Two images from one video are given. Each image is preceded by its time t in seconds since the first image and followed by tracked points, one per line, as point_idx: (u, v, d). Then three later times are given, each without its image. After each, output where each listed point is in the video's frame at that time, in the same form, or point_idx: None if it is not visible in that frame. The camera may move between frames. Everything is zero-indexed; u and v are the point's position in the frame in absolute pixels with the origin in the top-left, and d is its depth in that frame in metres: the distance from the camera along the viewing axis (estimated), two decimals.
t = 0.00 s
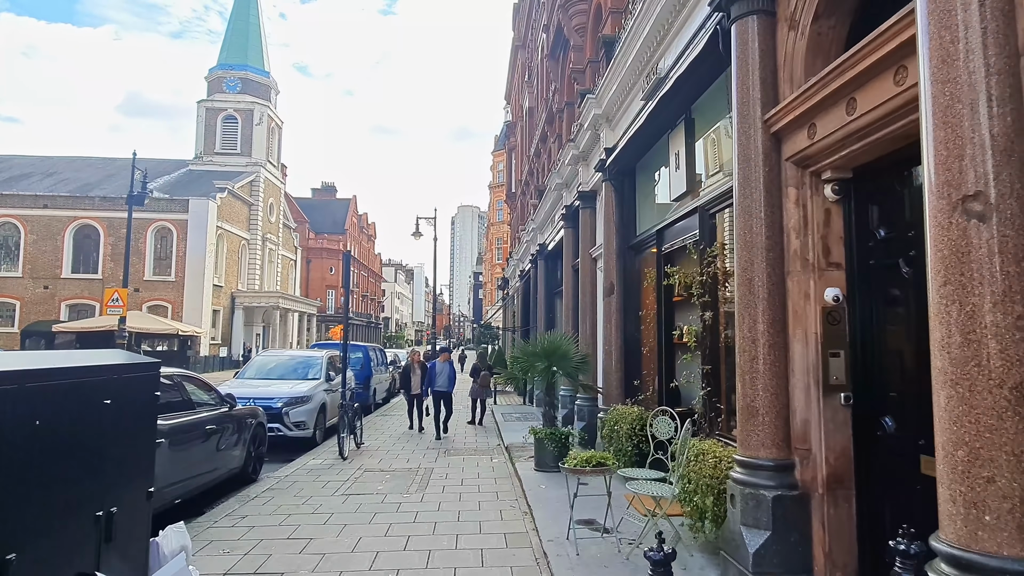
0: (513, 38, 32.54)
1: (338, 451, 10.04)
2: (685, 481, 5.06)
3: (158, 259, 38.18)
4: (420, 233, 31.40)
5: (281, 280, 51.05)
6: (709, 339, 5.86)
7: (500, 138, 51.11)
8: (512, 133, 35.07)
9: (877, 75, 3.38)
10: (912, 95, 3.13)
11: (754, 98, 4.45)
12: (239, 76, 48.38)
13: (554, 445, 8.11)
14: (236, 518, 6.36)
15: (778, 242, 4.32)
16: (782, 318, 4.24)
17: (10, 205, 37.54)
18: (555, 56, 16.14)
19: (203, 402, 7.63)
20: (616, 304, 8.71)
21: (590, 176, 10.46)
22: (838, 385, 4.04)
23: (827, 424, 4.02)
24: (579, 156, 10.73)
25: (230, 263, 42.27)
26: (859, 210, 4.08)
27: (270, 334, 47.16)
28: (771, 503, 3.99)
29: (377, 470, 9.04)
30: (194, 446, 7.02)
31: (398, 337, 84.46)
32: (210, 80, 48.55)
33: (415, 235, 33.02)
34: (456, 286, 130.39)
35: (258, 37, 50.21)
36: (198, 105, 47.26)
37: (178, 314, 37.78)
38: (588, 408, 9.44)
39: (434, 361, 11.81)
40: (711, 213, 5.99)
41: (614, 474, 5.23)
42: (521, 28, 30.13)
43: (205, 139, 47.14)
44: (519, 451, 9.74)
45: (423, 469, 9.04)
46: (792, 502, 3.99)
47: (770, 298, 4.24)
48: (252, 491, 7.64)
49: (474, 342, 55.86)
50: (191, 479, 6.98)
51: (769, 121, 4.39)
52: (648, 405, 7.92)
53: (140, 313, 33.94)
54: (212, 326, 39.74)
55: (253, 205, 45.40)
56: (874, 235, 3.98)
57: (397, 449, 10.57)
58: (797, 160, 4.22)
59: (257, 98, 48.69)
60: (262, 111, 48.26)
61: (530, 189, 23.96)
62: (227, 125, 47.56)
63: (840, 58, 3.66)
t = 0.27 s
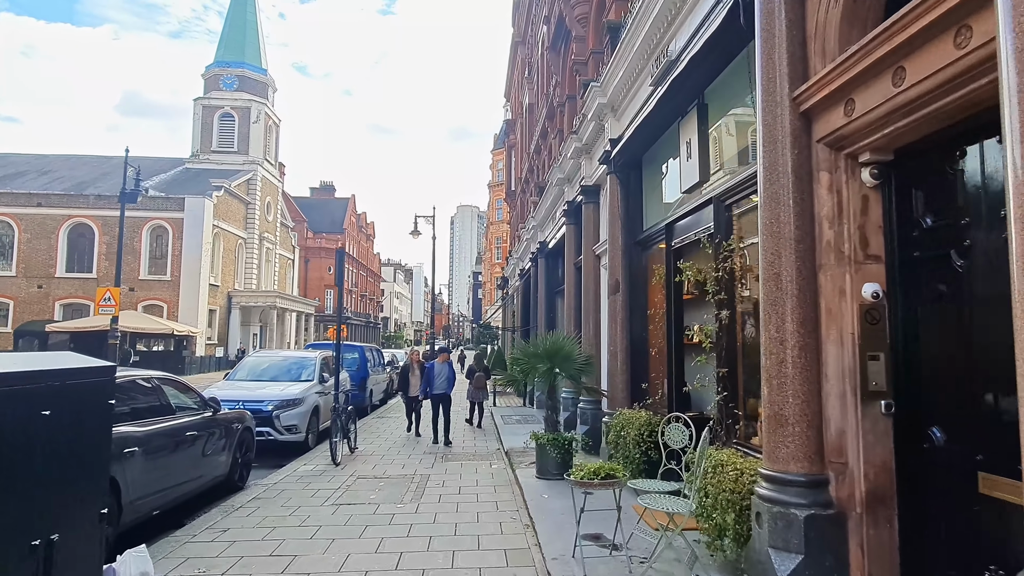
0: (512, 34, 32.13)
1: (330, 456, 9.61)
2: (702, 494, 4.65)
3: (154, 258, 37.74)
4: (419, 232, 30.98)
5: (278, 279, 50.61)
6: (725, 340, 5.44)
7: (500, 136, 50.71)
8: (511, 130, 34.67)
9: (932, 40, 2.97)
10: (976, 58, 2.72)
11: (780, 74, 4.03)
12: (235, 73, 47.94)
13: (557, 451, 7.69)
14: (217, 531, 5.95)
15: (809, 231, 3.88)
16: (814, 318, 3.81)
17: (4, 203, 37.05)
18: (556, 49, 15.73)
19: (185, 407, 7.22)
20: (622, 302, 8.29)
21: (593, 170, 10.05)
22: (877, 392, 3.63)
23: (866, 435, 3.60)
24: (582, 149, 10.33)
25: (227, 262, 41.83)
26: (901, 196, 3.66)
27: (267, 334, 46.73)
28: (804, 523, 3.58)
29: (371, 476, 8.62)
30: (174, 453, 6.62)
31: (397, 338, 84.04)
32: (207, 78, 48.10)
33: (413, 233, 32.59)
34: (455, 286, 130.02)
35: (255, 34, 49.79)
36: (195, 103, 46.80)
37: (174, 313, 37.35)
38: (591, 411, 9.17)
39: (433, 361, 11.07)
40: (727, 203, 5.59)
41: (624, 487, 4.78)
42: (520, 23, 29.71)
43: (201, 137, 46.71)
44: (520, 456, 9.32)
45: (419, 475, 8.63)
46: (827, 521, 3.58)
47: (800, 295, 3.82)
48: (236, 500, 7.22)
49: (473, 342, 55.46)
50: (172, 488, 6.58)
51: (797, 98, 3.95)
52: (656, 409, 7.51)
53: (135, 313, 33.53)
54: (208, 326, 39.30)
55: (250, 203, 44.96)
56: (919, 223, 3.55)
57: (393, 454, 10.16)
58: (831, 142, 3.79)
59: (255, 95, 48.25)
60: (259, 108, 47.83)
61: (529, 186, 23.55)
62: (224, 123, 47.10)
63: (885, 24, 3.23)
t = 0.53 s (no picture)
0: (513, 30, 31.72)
1: (322, 459, 9.16)
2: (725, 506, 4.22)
3: (149, 256, 37.26)
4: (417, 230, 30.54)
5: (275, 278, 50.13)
6: (746, 336, 5.00)
7: (500, 133, 50.23)
8: (511, 126, 34.23)
9: None
10: None
11: (816, 35, 3.59)
12: (233, 70, 47.49)
13: (561, 455, 7.26)
14: (197, 542, 5.52)
15: (850, 211, 3.45)
16: (856, 309, 3.38)
17: None
18: (558, 40, 15.31)
19: (166, 408, 6.81)
20: (629, 297, 7.87)
21: (598, 160, 9.64)
22: (931, 391, 3.20)
23: (918, 440, 3.17)
24: (586, 138, 9.90)
25: (224, 260, 41.38)
26: (957, 170, 3.23)
27: (264, 333, 46.26)
28: (847, 540, 3.16)
29: (365, 480, 8.18)
30: (153, 458, 6.21)
31: (396, 338, 83.55)
32: (204, 75, 47.65)
33: (412, 231, 32.15)
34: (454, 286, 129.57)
35: (253, 31, 49.35)
36: (192, 100, 46.35)
37: (170, 312, 36.88)
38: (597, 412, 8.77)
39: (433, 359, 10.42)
40: (747, 186, 5.17)
41: (641, 494, 4.33)
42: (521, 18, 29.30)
43: (198, 134, 46.26)
44: (521, 459, 8.90)
45: (416, 479, 8.19)
46: (875, 538, 3.16)
47: (839, 282, 3.38)
48: (220, 507, 6.78)
49: (472, 341, 55.02)
50: (150, 495, 6.15)
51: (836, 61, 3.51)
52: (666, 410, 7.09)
53: (130, 311, 33.07)
54: (205, 325, 38.84)
55: (247, 201, 44.50)
56: (981, 200, 3.12)
57: (388, 456, 9.73)
58: (876, 109, 3.36)
59: (252, 93, 47.82)
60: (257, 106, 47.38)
61: (530, 183, 23.13)
62: (221, 120, 46.64)
63: None
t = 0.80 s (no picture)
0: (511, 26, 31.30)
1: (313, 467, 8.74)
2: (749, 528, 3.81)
3: (144, 256, 36.79)
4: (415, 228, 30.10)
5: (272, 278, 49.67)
6: (766, 338, 4.58)
7: (500, 132, 49.87)
8: (511, 124, 33.77)
9: None
10: None
11: None
12: (230, 68, 47.03)
13: (564, 464, 6.85)
14: (171, 561, 5.10)
15: (894, 198, 3.04)
16: (903, 309, 2.97)
17: None
18: (558, 32, 14.88)
19: (141, 416, 6.37)
20: (635, 296, 7.45)
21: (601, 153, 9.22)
22: (992, 403, 2.79)
23: (978, 460, 2.76)
24: (589, 130, 9.46)
25: (220, 260, 40.94)
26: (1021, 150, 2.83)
27: (261, 333, 45.82)
28: (896, 574, 2.77)
29: (357, 490, 7.76)
30: (127, 469, 5.78)
31: (395, 338, 83.10)
32: (200, 73, 47.18)
33: (410, 230, 31.72)
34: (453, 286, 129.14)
35: (250, 28, 48.89)
36: (188, 98, 45.87)
37: (166, 312, 36.43)
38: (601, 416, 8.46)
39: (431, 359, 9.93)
40: (768, 176, 4.77)
41: (656, 513, 3.92)
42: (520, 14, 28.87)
43: (194, 133, 45.79)
44: (522, 466, 8.48)
45: (410, 488, 7.78)
46: (927, 572, 2.77)
47: (883, 278, 2.98)
48: (200, 521, 6.36)
49: (472, 341, 54.55)
50: (123, 509, 5.72)
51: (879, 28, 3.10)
52: (676, 416, 6.68)
53: (124, 311, 32.63)
54: (201, 325, 38.39)
55: (244, 200, 44.03)
56: None
57: (382, 463, 9.33)
58: (926, 82, 2.96)
59: (249, 90, 47.37)
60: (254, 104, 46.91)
61: (530, 181, 22.70)
62: (218, 118, 46.16)
63: None
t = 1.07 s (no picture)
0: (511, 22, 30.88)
1: (303, 471, 8.34)
2: (780, 545, 3.44)
3: (140, 254, 36.38)
4: (414, 226, 29.69)
5: (270, 277, 49.23)
6: (790, 334, 4.18)
7: (499, 130, 49.44)
8: (512, 121, 33.40)
9: None
10: None
11: None
12: (227, 65, 46.61)
13: (568, 470, 6.46)
14: None
15: (952, 170, 2.65)
16: (963, 298, 2.58)
17: None
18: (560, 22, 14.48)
19: (117, 417, 5.98)
20: (642, 290, 7.08)
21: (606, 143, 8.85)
22: None
23: None
24: (593, 119, 9.07)
25: (217, 258, 40.52)
26: None
27: (258, 333, 45.40)
28: None
29: (349, 495, 7.38)
30: (100, 474, 5.39)
31: (394, 337, 82.67)
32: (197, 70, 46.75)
33: (409, 228, 31.30)
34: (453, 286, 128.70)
35: (248, 25, 48.46)
36: (185, 95, 45.45)
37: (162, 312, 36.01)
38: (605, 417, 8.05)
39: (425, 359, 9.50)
40: (791, 157, 4.39)
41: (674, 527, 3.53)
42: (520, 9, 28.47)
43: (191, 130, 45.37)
44: (522, 471, 8.11)
45: (405, 494, 7.39)
46: None
47: (940, 261, 2.58)
48: (180, 530, 5.97)
49: (471, 341, 54.17)
50: (96, 518, 5.33)
51: None
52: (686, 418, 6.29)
53: (119, 311, 32.22)
54: (197, 325, 37.97)
55: (241, 199, 43.62)
56: None
57: (376, 466, 8.95)
58: (989, 37, 2.57)
59: (247, 88, 46.96)
60: (251, 101, 46.49)
61: (530, 177, 22.29)
62: (215, 115, 45.73)
63: None
